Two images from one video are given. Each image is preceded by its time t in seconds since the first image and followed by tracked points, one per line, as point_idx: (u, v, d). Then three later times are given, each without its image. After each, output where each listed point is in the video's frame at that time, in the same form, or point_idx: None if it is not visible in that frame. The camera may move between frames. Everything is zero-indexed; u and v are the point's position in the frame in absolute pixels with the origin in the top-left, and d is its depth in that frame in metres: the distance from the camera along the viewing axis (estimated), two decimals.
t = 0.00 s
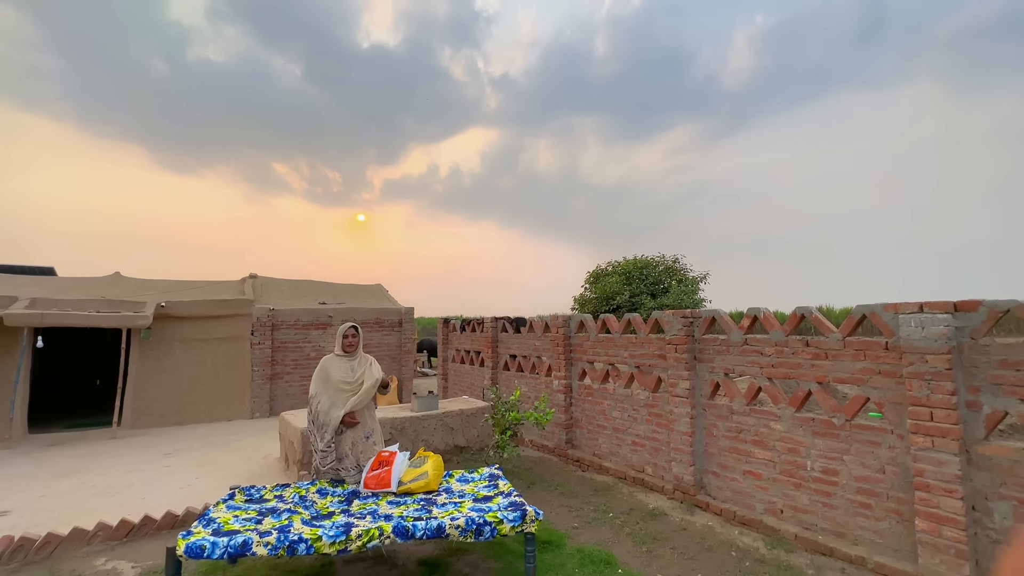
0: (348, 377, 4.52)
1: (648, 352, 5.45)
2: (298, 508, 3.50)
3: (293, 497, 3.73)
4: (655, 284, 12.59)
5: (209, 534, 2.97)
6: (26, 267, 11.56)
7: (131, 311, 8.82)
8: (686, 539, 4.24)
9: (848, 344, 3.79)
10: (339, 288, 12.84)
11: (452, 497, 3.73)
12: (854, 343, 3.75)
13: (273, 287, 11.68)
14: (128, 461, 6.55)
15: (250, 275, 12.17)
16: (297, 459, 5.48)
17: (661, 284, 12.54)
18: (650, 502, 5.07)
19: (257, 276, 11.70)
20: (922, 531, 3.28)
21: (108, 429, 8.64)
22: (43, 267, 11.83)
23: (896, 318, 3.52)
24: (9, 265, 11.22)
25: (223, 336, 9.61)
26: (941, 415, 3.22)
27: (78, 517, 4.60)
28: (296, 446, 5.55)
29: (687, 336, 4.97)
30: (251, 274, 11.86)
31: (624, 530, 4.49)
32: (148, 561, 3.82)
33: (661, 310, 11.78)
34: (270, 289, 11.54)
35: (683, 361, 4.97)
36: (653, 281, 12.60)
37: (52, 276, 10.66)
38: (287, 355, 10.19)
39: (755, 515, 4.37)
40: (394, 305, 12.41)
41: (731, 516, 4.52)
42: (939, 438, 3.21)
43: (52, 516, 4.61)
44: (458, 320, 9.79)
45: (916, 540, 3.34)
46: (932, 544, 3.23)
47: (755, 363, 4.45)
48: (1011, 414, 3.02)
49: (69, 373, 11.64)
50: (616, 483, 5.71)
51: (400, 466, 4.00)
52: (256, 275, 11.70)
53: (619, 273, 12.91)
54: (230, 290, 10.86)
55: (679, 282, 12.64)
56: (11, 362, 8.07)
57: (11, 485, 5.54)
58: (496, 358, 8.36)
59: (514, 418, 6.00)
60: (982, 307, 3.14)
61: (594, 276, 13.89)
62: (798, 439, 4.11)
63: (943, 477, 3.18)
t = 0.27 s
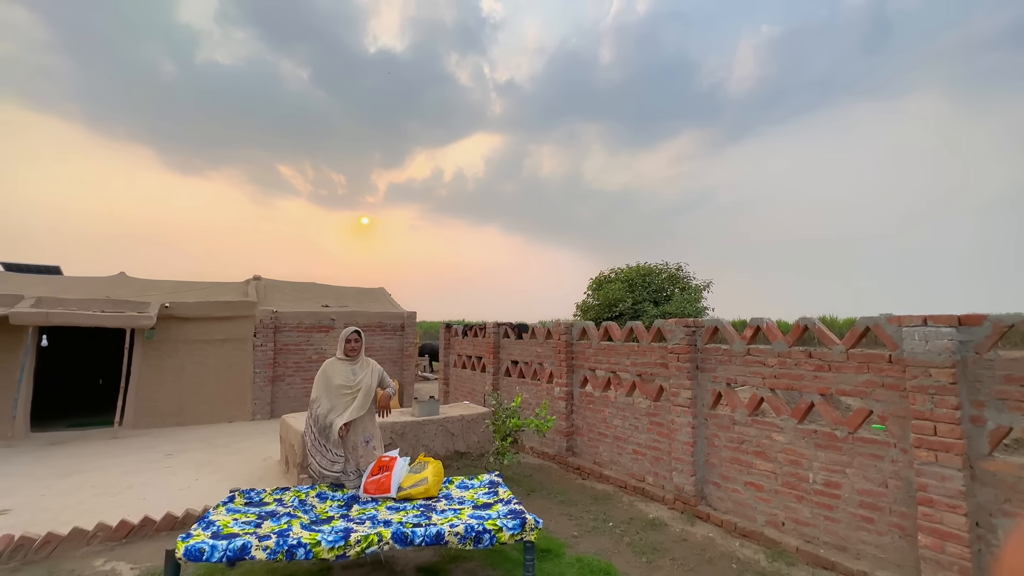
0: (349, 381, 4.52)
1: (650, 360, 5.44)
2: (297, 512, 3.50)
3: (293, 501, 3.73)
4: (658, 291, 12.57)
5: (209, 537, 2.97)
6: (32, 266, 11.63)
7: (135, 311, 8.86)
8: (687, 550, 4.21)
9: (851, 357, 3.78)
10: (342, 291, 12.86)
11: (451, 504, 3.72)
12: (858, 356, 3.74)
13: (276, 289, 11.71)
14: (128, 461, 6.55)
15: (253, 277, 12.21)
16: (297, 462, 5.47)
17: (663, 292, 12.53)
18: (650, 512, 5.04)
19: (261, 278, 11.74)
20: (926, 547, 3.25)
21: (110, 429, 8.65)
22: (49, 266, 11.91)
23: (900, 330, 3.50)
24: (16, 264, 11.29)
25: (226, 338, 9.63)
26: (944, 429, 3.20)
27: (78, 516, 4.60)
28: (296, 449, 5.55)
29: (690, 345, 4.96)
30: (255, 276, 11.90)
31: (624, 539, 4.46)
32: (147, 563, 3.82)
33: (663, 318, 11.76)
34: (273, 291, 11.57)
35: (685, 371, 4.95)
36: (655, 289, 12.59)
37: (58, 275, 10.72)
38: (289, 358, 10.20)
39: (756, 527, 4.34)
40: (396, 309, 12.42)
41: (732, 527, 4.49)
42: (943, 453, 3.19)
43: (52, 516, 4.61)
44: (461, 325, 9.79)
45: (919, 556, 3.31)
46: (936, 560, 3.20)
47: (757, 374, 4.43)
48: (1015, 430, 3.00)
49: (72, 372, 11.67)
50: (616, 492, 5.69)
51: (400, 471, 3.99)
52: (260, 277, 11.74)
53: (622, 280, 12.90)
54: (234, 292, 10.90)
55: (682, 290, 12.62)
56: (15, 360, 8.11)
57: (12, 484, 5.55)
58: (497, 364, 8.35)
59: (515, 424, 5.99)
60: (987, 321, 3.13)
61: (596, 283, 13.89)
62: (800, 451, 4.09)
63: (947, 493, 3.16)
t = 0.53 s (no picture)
0: (353, 382, 4.54)
1: (653, 365, 5.43)
2: (300, 513, 3.51)
3: (296, 501, 3.74)
4: (661, 296, 12.56)
5: (212, 536, 2.98)
6: (39, 265, 11.72)
7: (141, 311, 8.91)
8: (689, 557, 4.20)
9: (855, 364, 3.76)
10: (345, 293, 12.90)
11: (453, 507, 3.73)
12: (862, 363, 3.73)
13: (280, 290, 11.76)
14: (132, 460, 6.58)
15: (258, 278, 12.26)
16: (299, 463, 5.49)
17: (667, 297, 12.51)
18: (652, 517, 5.03)
19: (266, 279, 11.80)
20: (930, 556, 3.23)
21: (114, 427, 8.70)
22: (56, 265, 11.99)
23: (904, 338, 3.49)
24: (24, 263, 11.39)
25: (230, 338, 9.67)
26: (949, 438, 3.18)
27: (82, 514, 4.63)
28: (299, 450, 5.56)
29: (693, 350, 4.96)
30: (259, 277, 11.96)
31: (625, 545, 4.45)
32: (150, 561, 3.84)
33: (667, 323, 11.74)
34: (278, 292, 11.63)
35: (688, 376, 4.94)
36: (659, 294, 12.58)
37: (65, 274, 10.80)
38: (292, 359, 10.23)
39: (759, 535, 4.32)
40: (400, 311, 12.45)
41: (735, 534, 4.47)
42: (948, 461, 3.17)
43: (57, 513, 4.64)
44: (464, 328, 9.80)
45: (924, 565, 3.29)
46: (940, 569, 3.18)
47: (761, 380, 4.43)
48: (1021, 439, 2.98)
49: (78, 371, 11.74)
50: (618, 497, 5.67)
51: (402, 473, 4.00)
52: (265, 278, 11.79)
53: (626, 284, 12.89)
54: (239, 293, 10.96)
55: (686, 296, 12.60)
56: (22, 358, 8.17)
57: (17, 481, 5.58)
58: (500, 367, 8.35)
59: (517, 428, 5.98)
60: (992, 329, 3.11)
61: (600, 287, 13.88)
62: (803, 458, 4.07)
63: (952, 502, 3.14)
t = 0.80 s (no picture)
0: (357, 383, 4.56)
1: (657, 367, 5.43)
2: (304, 512, 3.53)
3: (300, 501, 3.76)
4: (666, 298, 12.54)
5: (218, 534, 3.00)
6: (49, 265, 11.84)
7: (148, 311, 8.98)
8: (692, 559, 4.19)
9: (861, 366, 3.75)
10: (350, 294, 12.94)
11: (457, 507, 3.74)
12: (868, 365, 3.71)
13: (286, 291, 11.82)
14: (139, 459, 6.63)
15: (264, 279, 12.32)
16: (304, 462, 5.51)
17: (672, 299, 12.49)
18: (656, 519, 5.01)
19: (271, 279, 11.86)
20: (936, 560, 3.21)
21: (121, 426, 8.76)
22: (65, 266, 12.11)
23: (911, 340, 3.47)
24: (34, 263, 11.51)
25: (236, 338, 9.73)
26: (956, 441, 3.16)
27: (89, 512, 4.66)
28: (304, 450, 5.58)
29: (697, 352, 4.95)
30: (265, 278, 12.02)
31: (629, 547, 4.44)
32: (156, 559, 3.86)
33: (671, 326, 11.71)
34: (283, 293, 11.68)
35: (692, 378, 4.93)
36: (664, 296, 12.55)
37: (73, 275, 10.90)
38: (297, 359, 10.27)
39: (763, 538, 4.30)
40: (404, 312, 12.48)
41: (739, 537, 4.46)
42: (954, 465, 3.15)
43: (65, 511, 4.68)
44: (468, 329, 9.81)
45: (930, 569, 3.26)
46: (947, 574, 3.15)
47: (765, 382, 4.41)
48: None
49: (85, 370, 11.84)
50: (622, 499, 5.66)
51: (406, 473, 4.01)
52: (271, 278, 11.86)
53: (630, 286, 12.88)
54: (245, 293, 11.02)
55: (691, 298, 12.57)
56: (31, 357, 8.24)
57: (25, 479, 5.63)
58: (504, 369, 8.36)
59: (521, 429, 5.99)
60: (1000, 332, 3.09)
61: (604, 289, 13.86)
62: (808, 461, 4.05)
63: (959, 505, 3.12)
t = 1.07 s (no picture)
0: (364, 382, 4.57)
1: (663, 366, 5.41)
2: (312, 510, 3.54)
3: (307, 499, 3.78)
4: (671, 298, 12.51)
5: (226, 532, 3.02)
6: (59, 267, 11.96)
7: (157, 312, 9.06)
8: (699, 559, 4.17)
9: (869, 364, 3.72)
10: (356, 294, 12.99)
11: (463, 506, 3.74)
12: (875, 364, 3.68)
13: (292, 292, 11.88)
14: (148, 458, 6.68)
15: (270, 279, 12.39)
16: (311, 462, 5.53)
17: (677, 298, 12.46)
18: (662, 519, 5.00)
19: (278, 280, 11.93)
20: (946, 559, 3.18)
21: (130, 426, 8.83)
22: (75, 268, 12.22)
23: (919, 338, 3.45)
24: (44, 265, 11.63)
25: (243, 339, 9.79)
26: (966, 440, 3.13)
27: (100, 511, 4.71)
28: (311, 450, 5.60)
29: (703, 351, 4.93)
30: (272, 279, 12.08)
31: (635, 546, 4.43)
32: (166, 557, 3.89)
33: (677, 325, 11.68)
34: (290, 293, 11.74)
35: (698, 377, 4.92)
36: (669, 295, 12.52)
37: (83, 276, 11.01)
38: (304, 359, 10.33)
39: (771, 537, 4.28)
40: (410, 312, 12.52)
41: (746, 537, 4.44)
42: (964, 463, 3.12)
43: (76, 509, 4.72)
44: (473, 329, 9.82)
45: (940, 569, 3.24)
46: (957, 573, 3.12)
47: (772, 381, 4.39)
48: None
49: (95, 371, 11.94)
50: (628, 498, 5.65)
51: (412, 472, 4.03)
52: (277, 279, 11.92)
53: (635, 286, 12.85)
54: (252, 294, 11.09)
55: (696, 297, 12.53)
56: (42, 358, 8.33)
57: (37, 478, 5.69)
58: (509, 368, 8.36)
59: (527, 429, 5.99)
60: (1010, 329, 3.06)
61: (609, 289, 13.84)
62: (816, 460, 4.03)
63: (968, 504, 3.09)
